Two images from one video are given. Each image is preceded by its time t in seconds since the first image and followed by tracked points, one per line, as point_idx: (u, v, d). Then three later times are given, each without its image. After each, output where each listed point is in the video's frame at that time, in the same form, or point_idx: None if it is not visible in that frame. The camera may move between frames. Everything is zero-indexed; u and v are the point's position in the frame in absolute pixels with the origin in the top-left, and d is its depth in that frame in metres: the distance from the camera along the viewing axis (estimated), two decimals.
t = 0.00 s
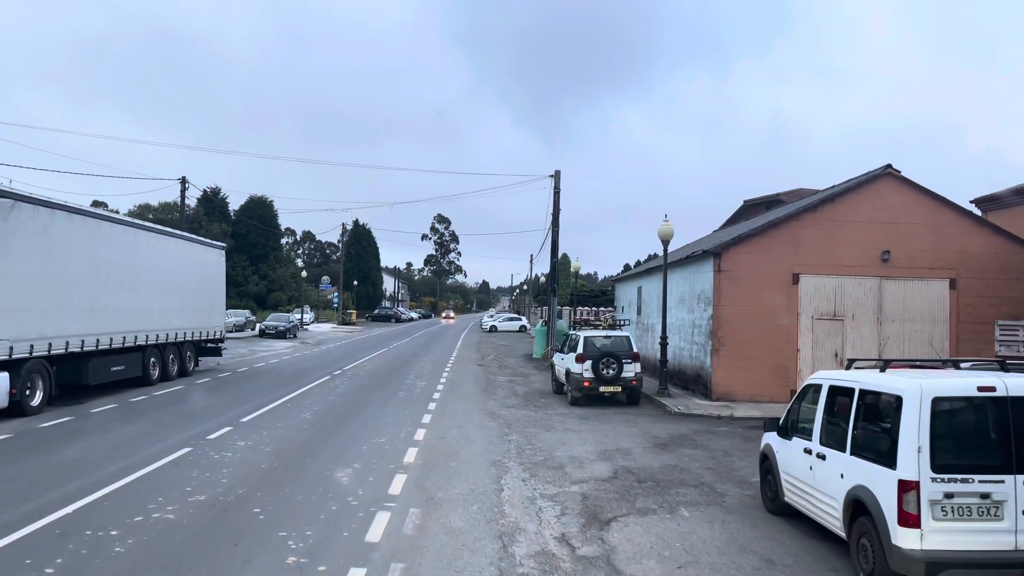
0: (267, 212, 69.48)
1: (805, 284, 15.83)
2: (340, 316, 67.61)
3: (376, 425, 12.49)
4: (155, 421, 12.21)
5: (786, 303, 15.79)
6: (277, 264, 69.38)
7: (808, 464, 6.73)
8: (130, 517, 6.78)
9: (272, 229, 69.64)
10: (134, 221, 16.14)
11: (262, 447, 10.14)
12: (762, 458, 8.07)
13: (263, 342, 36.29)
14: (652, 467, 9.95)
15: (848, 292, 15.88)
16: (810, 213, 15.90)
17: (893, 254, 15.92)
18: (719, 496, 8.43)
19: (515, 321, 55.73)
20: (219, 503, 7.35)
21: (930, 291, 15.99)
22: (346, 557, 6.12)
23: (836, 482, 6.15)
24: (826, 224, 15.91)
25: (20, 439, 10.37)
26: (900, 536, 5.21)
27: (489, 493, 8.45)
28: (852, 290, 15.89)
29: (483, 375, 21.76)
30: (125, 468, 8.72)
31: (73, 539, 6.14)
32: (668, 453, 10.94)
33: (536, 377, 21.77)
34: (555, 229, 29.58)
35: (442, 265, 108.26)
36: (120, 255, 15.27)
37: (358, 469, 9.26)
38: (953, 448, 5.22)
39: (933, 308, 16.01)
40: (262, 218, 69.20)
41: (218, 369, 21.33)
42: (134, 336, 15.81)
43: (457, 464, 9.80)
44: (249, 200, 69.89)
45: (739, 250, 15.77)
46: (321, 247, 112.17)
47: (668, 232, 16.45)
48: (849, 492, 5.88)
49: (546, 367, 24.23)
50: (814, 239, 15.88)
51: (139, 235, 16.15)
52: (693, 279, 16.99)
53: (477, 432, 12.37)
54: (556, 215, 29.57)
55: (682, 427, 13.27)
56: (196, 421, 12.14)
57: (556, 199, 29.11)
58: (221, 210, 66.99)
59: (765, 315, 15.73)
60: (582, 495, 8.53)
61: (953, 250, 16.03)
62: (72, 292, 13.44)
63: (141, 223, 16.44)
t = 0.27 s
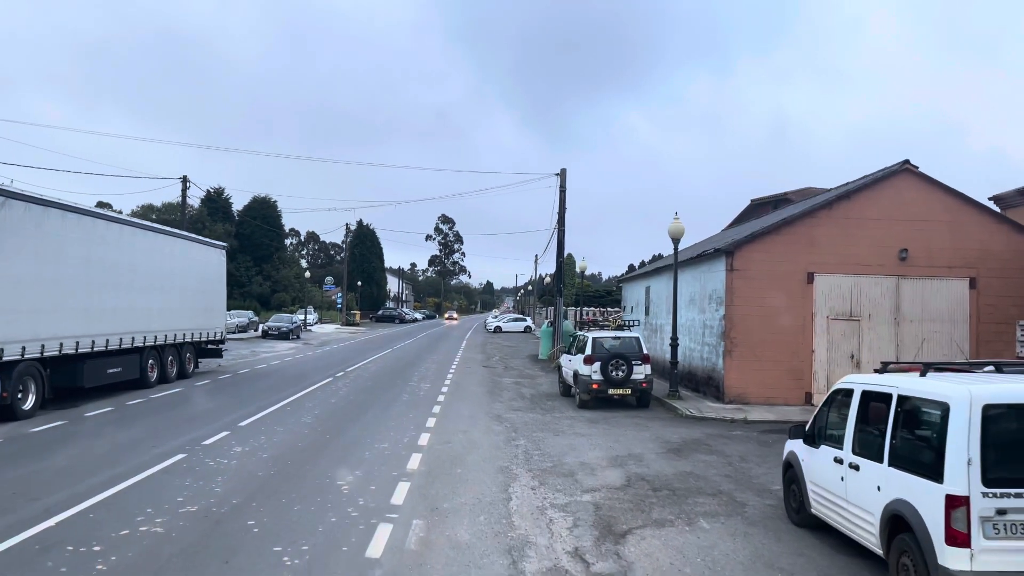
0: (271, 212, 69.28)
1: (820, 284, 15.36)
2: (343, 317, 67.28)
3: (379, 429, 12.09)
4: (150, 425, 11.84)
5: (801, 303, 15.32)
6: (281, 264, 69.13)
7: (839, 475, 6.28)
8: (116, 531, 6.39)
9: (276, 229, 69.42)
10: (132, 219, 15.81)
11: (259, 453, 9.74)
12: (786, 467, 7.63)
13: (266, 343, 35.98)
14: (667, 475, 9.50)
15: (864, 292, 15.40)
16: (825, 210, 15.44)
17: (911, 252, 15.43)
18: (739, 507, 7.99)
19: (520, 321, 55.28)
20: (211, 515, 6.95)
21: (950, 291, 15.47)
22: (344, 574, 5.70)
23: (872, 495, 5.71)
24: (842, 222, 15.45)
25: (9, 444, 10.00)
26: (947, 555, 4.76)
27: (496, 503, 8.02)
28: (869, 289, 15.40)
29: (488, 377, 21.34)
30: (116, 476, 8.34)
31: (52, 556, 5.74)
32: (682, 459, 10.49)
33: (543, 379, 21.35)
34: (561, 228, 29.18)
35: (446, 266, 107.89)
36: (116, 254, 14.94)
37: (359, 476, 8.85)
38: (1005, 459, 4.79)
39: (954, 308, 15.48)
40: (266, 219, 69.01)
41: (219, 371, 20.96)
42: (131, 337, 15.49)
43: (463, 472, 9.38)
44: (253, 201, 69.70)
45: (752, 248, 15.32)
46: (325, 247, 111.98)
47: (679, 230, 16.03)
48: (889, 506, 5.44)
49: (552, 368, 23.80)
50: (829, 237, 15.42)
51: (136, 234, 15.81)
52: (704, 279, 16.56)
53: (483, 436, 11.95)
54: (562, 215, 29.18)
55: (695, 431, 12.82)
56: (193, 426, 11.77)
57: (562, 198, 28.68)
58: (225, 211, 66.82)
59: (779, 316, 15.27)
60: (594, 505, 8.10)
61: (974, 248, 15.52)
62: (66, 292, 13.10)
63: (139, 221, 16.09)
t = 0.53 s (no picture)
0: (275, 212, 69.04)
1: (836, 283, 14.89)
2: (347, 317, 66.93)
3: (381, 433, 11.68)
4: (146, 428, 11.45)
5: (816, 302, 14.85)
6: (284, 264, 68.82)
7: (877, 487, 5.84)
8: (101, 546, 5.99)
9: (280, 229, 69.16)
10: (129, 217, 15.45)
11: (257, 459, 9.34)
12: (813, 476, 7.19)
13: (268, 343, 35.64)
14: (684, 482, 9.06)
15: (883, 291, 14.92)
16: (842, 207, 14.98)
17: (931, 250, 14.95)
18: (763, 517, 7.55)
19: (525, 322, 54.78)
20: (203, 528, 6.54)
21: (971, 290, 14.97)
22: None
23: (917, 510, 5.26)
24: (858, 218, 14.99)
25: None
26: None
27: (506, 513, 7.59)
28: (887, 288, 14.92)
29: (494, 378, 20.92)
30: (106, 485, 7.95)
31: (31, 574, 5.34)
32: (698, 465, 10.05)
33: (549, 380, 20.91)
34: (567, 227, 28.76)
35: (450, 266, 107.52)
36: (113, 252, 14.59)
37: (361, 484, 8.44)
38: None
39: (975, 308, 14.98)
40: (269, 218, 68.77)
41: (219, 372, 20.59)
42: (129, 337, 15.14)
43: (469, 479, 8.95)
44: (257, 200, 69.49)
45: (767, 246, 14.87)
46: (329, 248, 111.70)
47: (690, 227, 15.59)
48: (936, 522, 5.00)
49: (559, 369, 23.37)
50: (845, 235, 14.96)
51: (134, 232, 15.45)
52: (716, 278, 16.11)
53: (490, 440, 11.55)
54: (567, 213, 28.76)
55: (709, 435, 12.38)
56: (189, 429, 11.37)
57: (568, 196, 28.29)
58: (228, 211, 66.63)
59: (793, 316, 14.81)
60: (610, 515, 7.66)
61: (995, 245, 15.03)
62: (59, 291, 12.76)
63: (137, 218, 15.72)
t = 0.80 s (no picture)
0: (277, 212, 68.79)
1: (852, 282, 14.43)
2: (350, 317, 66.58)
3: (382, 439, 11.26)
4: (138, 433, 11.06)
5: (831, 303, 14.39)
6: (287, 264, 68.51)
7: (916, 502, 5.40)
8: (79, 564, 5.59)
9: (282, 229, 68.89)
10: (125, 215, 15.10)
11: (252, 467, 8.93)
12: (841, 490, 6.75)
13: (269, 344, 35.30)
14: (699, 492, 8.62)
15: (899, 291, 14.45)
16: (857, 204, 14.54)
17: (949, 249, 14.49)
18: (786, 532, 7.10)
19: (528, 322, 54.34)
20: (190, 544, 6.13)
21: (991, 290, 14.49)
22: None
23: (962, 530, 4.81)
24: (875, 216, 14.54)
25: None
26: None
27: (512, 526, 7.16)
28: (905, 288, 14.46)
29: (497, 380, 20.49)
30: (91, 495, 7.56)
31: None
32: (712, 473, 9.61)
33: (554, 382, 20.48)
34: (572, 227, 28.35)
35: (453, 266, 107.16)
36: (107, 251, 14.24)
37: (360, 495, 8.03)
38: None
39: (995, 309, 14.49)
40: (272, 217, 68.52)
41: (218, 374, 20.21)
42: (124, 339, 14.79)
43: (473, 489, 8.53)
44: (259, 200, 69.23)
45: (780, 244, 14.42)
46: (331, 248, 111.41)
47: (700, 225, 15.17)
48: (987, 544, 4.54)
49: (564, 371, 22.94)
50: (861, 233, 14.50)
51: (130, 231, 15.10)
52: (727, 277, 15.67)
53: (494, 446, 11.13)
54: (572, 212, 28.36)
55: (722, 441, 11.94)
56: (183, 434, 10.98)
57: (573, 195, 27.89)
58: (230, 210, 66.40)
59: (808, 317, 14.34)
60: (622, 529, 7.23)
61: (1016, 244, 14.56)
62: (50, 291, 12.41)
63: (132, 216, 15.35)
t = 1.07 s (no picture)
0: (279, 211, 68.52)
1: (867, 281, 13.96)
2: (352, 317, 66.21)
3: (381, 444, 10.85)
4: (129, 438, 10.67)
5: (846, 302, 13.92)
6: (289, 264, 68.20)
7: (958, 518, 4.96)
8: None
9: (284, 228, 68.60)
10: (119, 212, 14.77)
11: (244, 474, 8.52)
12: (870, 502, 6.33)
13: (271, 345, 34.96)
14: (714, 502, 8.18)
15: (917, 290, 13.98)
16: (873, 200, 14.08)
17: (968, 246, 14.01)
18: (810, 547, 6.65)
19: (532, 322, 53.91)
20: (172, 561, 5.71)
21: (1012, 290, 14.01)
22: None
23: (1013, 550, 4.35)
24: (891, 213, 14.07)
25: None
26: None
27: (519, 540, 6.73)
28: (922, 287, 13.98)
29: (501, 382, 20.07)
30: (71, 508, 7.16)
31: None
32: (727, 481, 9.16)
33: (559, 384, 20.05)
34: (577, 225, 27.92)
35: (456, 266, 106.78)
36: (99, 250, 13.92)
37: (357, 505, 7.60)
38: None
39: (1016, 308, 14.01)
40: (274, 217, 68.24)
41: (216, 375, 19.83)
42: (118, 340, 14.43)
43: (476, 498, 8.10)
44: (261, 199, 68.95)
45: (793, 242, 13.96)
46: (334, 248, 111.12)
47: (710, 223, 14.72)
48: None
49: (569, 373, 22.49)
50: (877, 230, 14.03)
51: (123, 228, 14.76)
52: (737, 276, 15.23)
53: (498, 451, 10.71)
54: (577, 211, 27.92)
55: (734, 446, 11.50)
56: (175, 439, 10.59)
57: (578, 193, 27.46)
58: (232, 210, 66.16)
59: (821, 317, 13.88)
60: (635, 543, 6.79)
61: None
62: (38, 291, 12.07)
63: (124, 214, 14.98)
